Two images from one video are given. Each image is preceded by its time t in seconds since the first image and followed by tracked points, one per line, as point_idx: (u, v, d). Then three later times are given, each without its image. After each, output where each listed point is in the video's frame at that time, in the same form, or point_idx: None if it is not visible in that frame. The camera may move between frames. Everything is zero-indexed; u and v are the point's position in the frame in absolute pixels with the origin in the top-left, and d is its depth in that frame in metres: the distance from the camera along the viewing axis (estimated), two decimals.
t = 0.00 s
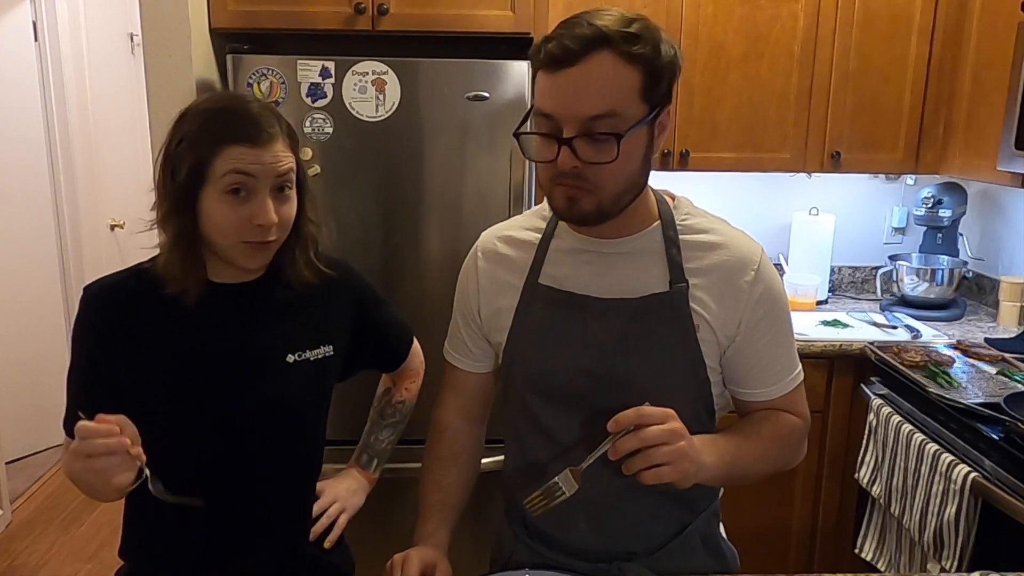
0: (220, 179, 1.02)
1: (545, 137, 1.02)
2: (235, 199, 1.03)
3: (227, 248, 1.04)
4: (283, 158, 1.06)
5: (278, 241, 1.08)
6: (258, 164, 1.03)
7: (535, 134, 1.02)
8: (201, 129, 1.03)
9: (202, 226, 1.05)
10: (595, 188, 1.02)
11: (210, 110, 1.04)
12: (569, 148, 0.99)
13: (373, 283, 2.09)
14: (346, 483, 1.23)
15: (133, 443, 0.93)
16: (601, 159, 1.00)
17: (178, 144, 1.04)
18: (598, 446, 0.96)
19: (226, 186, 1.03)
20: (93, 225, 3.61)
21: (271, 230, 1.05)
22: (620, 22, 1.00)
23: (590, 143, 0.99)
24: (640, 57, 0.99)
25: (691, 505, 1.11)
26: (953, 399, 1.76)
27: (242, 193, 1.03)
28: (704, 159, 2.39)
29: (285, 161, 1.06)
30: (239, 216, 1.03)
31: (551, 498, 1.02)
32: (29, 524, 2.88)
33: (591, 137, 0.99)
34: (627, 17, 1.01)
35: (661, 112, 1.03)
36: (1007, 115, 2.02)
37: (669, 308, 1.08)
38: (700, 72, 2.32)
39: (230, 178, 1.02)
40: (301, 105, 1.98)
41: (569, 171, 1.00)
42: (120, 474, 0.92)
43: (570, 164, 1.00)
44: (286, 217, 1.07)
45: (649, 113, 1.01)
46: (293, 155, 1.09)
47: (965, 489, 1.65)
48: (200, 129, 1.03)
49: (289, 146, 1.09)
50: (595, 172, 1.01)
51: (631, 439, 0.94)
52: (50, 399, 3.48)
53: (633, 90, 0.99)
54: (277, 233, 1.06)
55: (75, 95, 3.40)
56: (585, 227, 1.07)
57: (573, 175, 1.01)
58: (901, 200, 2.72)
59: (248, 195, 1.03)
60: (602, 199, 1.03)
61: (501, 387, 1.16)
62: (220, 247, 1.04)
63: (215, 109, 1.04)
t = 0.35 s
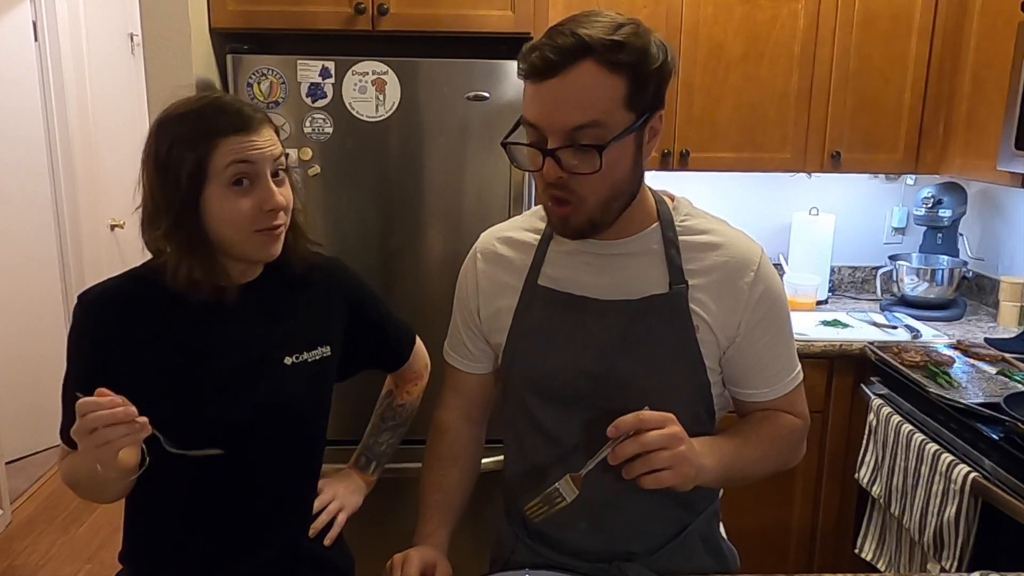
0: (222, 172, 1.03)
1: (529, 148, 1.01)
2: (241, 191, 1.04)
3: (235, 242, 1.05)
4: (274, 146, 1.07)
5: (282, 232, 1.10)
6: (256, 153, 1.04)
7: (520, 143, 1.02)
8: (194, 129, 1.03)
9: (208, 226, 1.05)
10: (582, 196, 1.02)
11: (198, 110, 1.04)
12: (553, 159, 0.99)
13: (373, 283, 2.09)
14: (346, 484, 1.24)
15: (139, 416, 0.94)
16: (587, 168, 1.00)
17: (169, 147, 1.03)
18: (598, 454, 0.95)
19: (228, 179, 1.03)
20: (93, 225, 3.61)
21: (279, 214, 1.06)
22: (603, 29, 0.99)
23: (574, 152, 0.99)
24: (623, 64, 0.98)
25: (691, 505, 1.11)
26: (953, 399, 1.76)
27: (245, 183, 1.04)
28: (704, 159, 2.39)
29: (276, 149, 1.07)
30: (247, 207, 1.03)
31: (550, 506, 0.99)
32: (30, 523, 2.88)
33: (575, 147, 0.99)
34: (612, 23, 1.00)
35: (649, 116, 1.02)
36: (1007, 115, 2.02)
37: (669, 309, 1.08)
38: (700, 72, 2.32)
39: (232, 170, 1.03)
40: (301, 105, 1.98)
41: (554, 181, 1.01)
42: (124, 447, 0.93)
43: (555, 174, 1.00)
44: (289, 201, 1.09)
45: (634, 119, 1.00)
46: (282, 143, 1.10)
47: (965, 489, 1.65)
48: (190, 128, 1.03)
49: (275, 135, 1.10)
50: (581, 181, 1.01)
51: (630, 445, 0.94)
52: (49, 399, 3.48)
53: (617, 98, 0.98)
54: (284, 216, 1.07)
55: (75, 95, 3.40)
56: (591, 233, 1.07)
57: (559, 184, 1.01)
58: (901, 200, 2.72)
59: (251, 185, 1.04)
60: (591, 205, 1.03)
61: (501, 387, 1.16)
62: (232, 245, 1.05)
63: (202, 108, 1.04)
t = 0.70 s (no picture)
0: (206, 168, 1.03)
1: (526, 144, 1.02)
2: (224, 187, 1.03)
3: (218, 239, 1.04)
4: (261, 143, 1.07)
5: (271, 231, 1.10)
6: (241, 149, 1.04)
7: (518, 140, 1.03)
8: (180, 127, 1.03)
9: (192, 226, 1.05)
10: (579, 193, 1.02)
11: (186, 108, 1.04)
12: (550, 155, 0.99)
13: (372, 283, 2.09)
14: (341, 480, 1.24)
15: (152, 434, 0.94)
16: (585, 164, 0.99)
17: (155, 144, 1.03)
18: (597, 458, 0.95)
19: (212, 175, 1.03)
20: (93, 225, 3.61)
21: (263, 212, 1.05)
22: (600, 26, 0.99)
23: (570, 148, 0.99)
24: (620, 60, 0.98)
25: (690, 505, 1.11)
26: (953, 399, 1.76)
27: (230, 180, 1.04)
28: (704, 159, 2.39)
29: (262, 145, 1.07)
30: (229, 203, 1.03)
31: (549, 510, 0.98)
32: (30, 523, 2.88)
33: (572, 143, 0.99)
34: (609, 21, 1.00)
35: (647, 113, 1.02)
36: (1007, 115, 2.02)
37: (669, 310, 1.08)
38: (700, 72, 2.32)
39: (216, 166, 1.03)
40: (301, 105, 1.98)
41: (552, 176, 1.00)
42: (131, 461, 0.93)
43: (552, 170, 1.00)
44: (276, 199, 1.08)
45: (632, 115, 1.00)
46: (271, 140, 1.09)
47: (965, 489, 1.65)
48: (175, 124, 1.03)
49: (264, 132, 1.10)
50: (578, 177, 1.00)
51: (629, 448, 0.94)
52: (49, 399, 3.48)
53: (613, 93, 0.98)
54: (269, 214, 1.07)
55: (76, 95, 3.40)
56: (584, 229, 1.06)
57: (556, 179, 1.01)
58: (901, 200, 2.72)
59: (236, 181, 1.04)
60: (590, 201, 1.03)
61: (500, 387, 1.16)
62: (216, 245, 1.05)
63: (189, 105, 1.04)
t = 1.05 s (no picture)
0: (208, 168, 1.03)
1: (536, 138, 1.01)
2: (226, 187, 1.03)
3: (217, 238, 1.04)
4: (260, 144, 1.07)
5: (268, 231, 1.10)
6: (242, 149, 1.04)
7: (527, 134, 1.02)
8: (181, 126, 1.03)
9: (191, 225, 1.05)
10: (590, 187, 1.02)
11: (187, 107, 1.04)
12: (563, 149, 0.99)
13: (372, 283, 2.09)
14: (342, 483, 1.23)
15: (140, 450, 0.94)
16: (597, 159, 0.99)
17: (155, 143, 1.03)
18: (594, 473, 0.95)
19: (213, 175, 1.03)
20: (93, 225, 3.61)
21: (263, 212, 1.06)
22: (611, 23, 0.99)
23: (583, 143, 0.99)
24: (632, 56, 0.98)
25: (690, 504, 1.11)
26: (953, 398, 1.76)
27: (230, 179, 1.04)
28: (704, 159, 2.39)
29: (262, 146, 1.07)
30: (230, 203, 1.03)
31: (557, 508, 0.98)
32: (30, 523, 2.88)
33: (586, 137, 0.99)
34: (618, 18, 1.00)
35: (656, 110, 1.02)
36: (1007, 114, 2.01)
37: (667, 310, 1.08)
38: (700, 72, 2.32)
39: (218, 166, 1.03)
40: (301, 105, 1.98)
41: (564, 171, 1.00)
42: (118, 477, 0.93)
43: (565, 164, 0.99)
44: (275, 199, 1.09)
45: (643, 111, 1.01)
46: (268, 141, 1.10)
47: (965, 489, 1.65)
48: (176, 123, 1.03)
49: (262, 132, 1.10)
50: (591, 172, 1.00)
51: (626, 463, 0.94)
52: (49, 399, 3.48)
53: (626, 89, 0.98)
54: (268, 214, 1.08)
55: (75, 95, 3.40)
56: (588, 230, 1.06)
57: (569, 174, 1.00)
58: (901, 200, 2.72)
59: (236, 180, 1.04)
60: (600, 196, 1.02)
61: (498, 387, 1.16)
62: (214, 244, 1.05)
63: (188, 104, 1.04)
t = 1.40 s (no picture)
0: (207, 169, 1.03)
1: (577, 126, 1.00)
2: (225, 189, 1.03)
3: (215, 239, 1.04)
4: (260, 146, 1.07)
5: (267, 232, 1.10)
6: (242, 151, 1.04)
7: (565, 122, 1.00)
8: (181, 128, 1.03)
9: (190, 226, 1.05)
10: (625, 177, 1.01)
11: (186, 108, 1.04)
12: (609, 137, 0.99)
13: (372, 283, 2.09)
14: (340, 494, 1.24)
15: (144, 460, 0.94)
16: (637, 147, 1.00)
17: (154, 144, 1.03)
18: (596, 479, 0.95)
19: (213, 176, 1.03)
20: (93, 225, 3.61)
21: (262, 213, 1.06)
22: (643, 16, 1.00)
23: (627, 131, 0.99)
24: (667, 50, 1.00)
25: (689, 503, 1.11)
26: (953, 398, 1.76)
27: (230, 180, 1.04)
28: (704, 159, 2.39)
29: (262, 147, 1.07)
30: (229, 204, 1.03)
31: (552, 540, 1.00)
32: (30, 523, 2.88)
33: (629, 125, 0.99)
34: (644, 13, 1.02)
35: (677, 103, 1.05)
36: (1007, 114, 2.01)
37: (665, 310, 1.08)
38: (701, 72, 2.32)
39: (218, 167, 1.03)
40: (301, 105, 1.98)
41: (605, 161, 1.00)
42: (120, 486, 0.92)
43: (609, 152, 0.99)
44: (273, 201, 1.09)
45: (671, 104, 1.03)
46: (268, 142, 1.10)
47: (965, 489, 1.65)
48: (176, 124, 1.03)
49: (261, 133, 1.10)
50: (631, 162, 1.00)
51: (628, 468, 0.94)
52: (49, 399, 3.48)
53: (662, 81, 1.00)
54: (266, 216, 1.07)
55: (75, 95, 3.40)
56: (607, 220, 1.07)
57: (608, 164, 1.00)
58: (901, 200, 2.72)
59: (236, 181, 1.04)
60: (631, 186, 1.02)
61: (497, 387, 1.16)
62: (212, 245, 1.05)
63: (188, 106, 1.04)
